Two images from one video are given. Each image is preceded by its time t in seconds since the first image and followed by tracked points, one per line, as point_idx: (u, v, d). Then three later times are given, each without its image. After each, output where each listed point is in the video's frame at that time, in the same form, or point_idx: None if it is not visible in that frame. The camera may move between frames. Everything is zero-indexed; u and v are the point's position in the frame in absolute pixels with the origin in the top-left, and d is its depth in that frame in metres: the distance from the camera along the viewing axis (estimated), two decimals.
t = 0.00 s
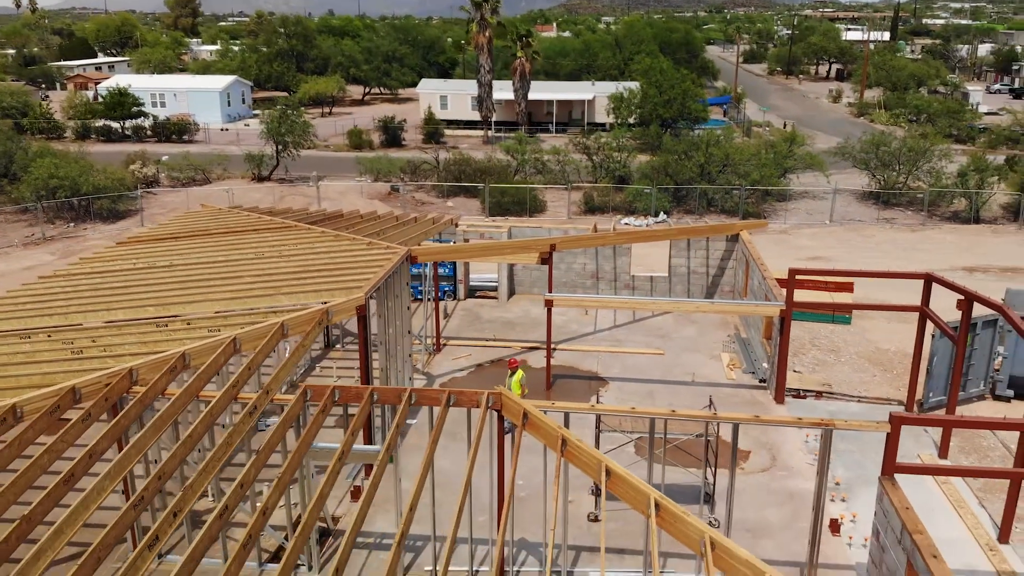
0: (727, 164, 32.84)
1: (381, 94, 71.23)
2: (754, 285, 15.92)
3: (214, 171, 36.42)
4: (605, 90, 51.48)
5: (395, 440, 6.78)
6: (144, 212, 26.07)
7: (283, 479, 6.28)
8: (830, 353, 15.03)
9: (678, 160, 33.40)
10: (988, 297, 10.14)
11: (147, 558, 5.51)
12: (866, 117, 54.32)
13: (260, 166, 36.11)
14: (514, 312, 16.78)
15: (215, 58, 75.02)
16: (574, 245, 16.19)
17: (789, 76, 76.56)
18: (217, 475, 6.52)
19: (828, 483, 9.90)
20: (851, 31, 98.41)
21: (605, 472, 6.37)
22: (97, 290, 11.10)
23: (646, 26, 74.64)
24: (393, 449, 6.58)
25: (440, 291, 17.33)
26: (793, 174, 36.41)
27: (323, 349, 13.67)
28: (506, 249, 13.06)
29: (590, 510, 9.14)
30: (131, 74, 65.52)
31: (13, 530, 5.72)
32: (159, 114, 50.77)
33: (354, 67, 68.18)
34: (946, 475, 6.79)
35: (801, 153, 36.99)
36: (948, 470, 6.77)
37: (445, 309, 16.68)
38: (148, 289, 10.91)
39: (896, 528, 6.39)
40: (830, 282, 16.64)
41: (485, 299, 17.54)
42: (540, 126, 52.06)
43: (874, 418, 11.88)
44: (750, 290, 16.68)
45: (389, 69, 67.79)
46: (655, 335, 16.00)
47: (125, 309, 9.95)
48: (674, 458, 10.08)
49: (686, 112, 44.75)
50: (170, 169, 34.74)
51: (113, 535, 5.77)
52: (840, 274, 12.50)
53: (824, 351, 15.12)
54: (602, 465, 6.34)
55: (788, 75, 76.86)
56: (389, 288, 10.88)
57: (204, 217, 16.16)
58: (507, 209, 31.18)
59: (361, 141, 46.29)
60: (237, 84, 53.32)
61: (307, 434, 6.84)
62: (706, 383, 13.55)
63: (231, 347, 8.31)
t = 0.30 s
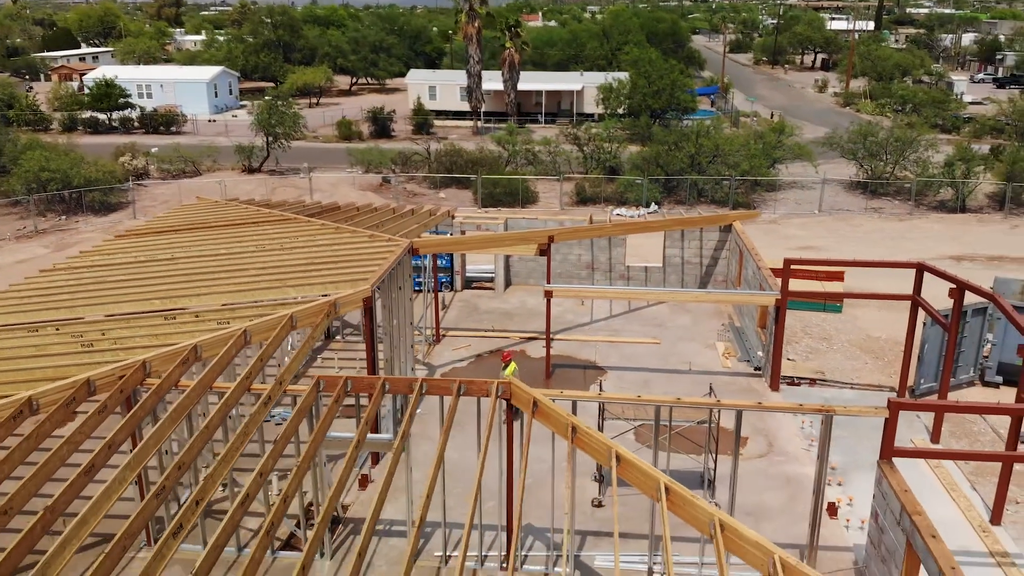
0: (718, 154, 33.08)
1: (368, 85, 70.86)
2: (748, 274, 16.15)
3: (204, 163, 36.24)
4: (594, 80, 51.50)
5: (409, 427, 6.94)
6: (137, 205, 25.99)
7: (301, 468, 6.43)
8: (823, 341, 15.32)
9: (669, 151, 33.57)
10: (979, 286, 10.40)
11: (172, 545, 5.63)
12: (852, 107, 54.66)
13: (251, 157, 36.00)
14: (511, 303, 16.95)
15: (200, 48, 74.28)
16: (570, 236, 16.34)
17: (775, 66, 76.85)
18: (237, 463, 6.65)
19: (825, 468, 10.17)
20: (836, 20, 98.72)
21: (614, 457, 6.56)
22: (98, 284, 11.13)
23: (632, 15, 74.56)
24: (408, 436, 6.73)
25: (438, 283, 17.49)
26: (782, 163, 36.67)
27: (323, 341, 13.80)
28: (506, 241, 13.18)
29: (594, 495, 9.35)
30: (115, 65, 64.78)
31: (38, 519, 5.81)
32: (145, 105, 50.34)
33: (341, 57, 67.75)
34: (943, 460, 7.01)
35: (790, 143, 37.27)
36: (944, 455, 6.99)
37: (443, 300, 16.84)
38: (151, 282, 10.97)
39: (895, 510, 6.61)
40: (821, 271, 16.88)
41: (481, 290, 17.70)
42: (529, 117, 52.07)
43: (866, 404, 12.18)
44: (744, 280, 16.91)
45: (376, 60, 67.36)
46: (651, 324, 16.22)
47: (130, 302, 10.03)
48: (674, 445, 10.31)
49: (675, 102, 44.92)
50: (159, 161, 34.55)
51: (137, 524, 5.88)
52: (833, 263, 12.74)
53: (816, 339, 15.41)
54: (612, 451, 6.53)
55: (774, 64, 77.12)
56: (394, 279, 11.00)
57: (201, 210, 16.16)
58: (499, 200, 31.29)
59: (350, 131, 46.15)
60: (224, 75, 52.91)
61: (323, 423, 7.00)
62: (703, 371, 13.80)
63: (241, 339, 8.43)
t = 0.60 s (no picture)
0: (708, 144, 33.28)
1: (355, 74, 70.44)
2: (742, 263, 16.39)
3: (193, 155, 36.06)
4: (583, 71, 51.49)
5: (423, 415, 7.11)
6: (129, 197, 25.91)
7: (320, 457, 6.59)
8: (816, 329, 15.59)
9: (659, 141, 33.74)
10: (970, 275, 10.65)
11: (198, 533, 5.77)
12: (838, 96, 54.94)
13: (241, 149, 35.87)
14: (509, 294, 17.10)
15: (185, 39, 73.51)
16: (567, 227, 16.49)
17: (761, 56, 77.04)
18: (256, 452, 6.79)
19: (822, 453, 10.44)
20: (821, 9, 98.98)
21: (624, 444, 6.76)
22: (102, 278, 11.17)
23: (620, 5, 74.42)
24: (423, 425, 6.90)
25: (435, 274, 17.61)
26: (770, 153, 36.91)
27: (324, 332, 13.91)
28: (506, 232, 13.29)
29: (598, 480, 9.57)
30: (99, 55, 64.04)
31: (63, 510, 5.91)
32: (132, 96, 49.91)
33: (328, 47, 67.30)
34: (940, 443, 7.25)
35: (779, 133, 37.53)
36: (941, 439, 7.24)
37: (441, 292, 16.98)
38: (156, 275, 11.03)
39: (895, 492, 6.84)
40: (813, 260, 17.13)
41: (478, 281, 17.85)
42: (518, 107, 51.96)
43: (860, 390, 12.46)
44: (737, 269, 17.14)
45: (363, 49, 66.91)
46: (646, 314, 16.43)
47: (137, 295, 10.10)
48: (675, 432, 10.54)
49: (664, 92, 45.02)
50: (149, 153, 34.36)
51: (162, 513, 6.01)
52: (827, 253, 12.95)
53: (809, 327, 15.68)
54: (623, 437, 6.72)
55: (760, 54, 77.30)
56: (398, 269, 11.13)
57: (199, 203, 16.18)
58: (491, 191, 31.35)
59: (339, 122, 45.99)
60: (211, 66, 52.53)
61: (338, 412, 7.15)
62: (699, 359, 14.04)
63: (252, 331, 8.56)
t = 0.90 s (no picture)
0: (698, 135, 33.49)
1: (342, 64, 70.03)
2: (736, 253, 16.62)
3: (183, 146, 35.90)
4: (571, 61, 51.51)
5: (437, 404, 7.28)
6: (122, 189, 25.84)
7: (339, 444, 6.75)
8: (809, 317, 15.85)
9: (650, 132, 33.90)
10: (962, 263, 10.91)
11: (223, 520, 5.91)
12: (824, 86, 55.24)
13: (232, 140, 35.74)
14: (506, 284, 17.26)
15: (169, 28, 72.76)
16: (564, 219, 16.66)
17: (747, 45, 77.25)
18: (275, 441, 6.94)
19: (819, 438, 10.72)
20: None
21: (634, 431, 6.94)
22: (107, 271, 11.22)
23: None
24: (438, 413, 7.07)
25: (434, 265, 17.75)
26: (759, 143, 37.18)
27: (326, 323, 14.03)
28: (506, 224, 13.38)
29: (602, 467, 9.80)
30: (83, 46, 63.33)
31: (90, 499, 6.02)
32: (118, 87, 49.49)
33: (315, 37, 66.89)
34: (936, 428, 7.50)
35: (768, 123, 37.80)
36: (937, 423, 7.49)
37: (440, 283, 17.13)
38: (161, 268, 11.10)
39: (894, 475, 7.08)
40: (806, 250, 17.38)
41: (475, 272, 18.00)
42: (507, 97, 51.90)
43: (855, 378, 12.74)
44: (732, 259, 17.37)
45: (350, 39, 66.45)
46: (642, 303, 16.65)
47: (144, 288, 10.18)
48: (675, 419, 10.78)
49: (654, 83, 45.14)
50: (139, 144, 34.17)
51: (186, 501, 6.14)
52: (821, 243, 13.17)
53: (802, 315, 15.94)
54: (633, 424, 6.90)
55: (746, 44, 77.52)
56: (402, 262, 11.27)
57: (196, 195, 16.20)
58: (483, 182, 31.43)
59: (328, 113, 45.86)
60: (198, 56, 52.14)
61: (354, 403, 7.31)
62: (696, 347, 14.28)
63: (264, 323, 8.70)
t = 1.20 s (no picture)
0: (689, 126, 33.66)
1: (328, 55, 69.51)
2: (731, 243, 16.84)
3: (173, 138, 35.67)
4: (560, 51, 51.46)
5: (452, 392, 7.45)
6: (114, 182, 25.71)
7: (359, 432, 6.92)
8: (803, 305, 16.11)
9: (641, 123, 34.03)
10: (956, 253, 11.16)
11: (249, 507, 6.06)
12: (811, 75, 55.39)
13: (222, 132, 35.56)
14: (504, 275, 17.41)
15: (152, 19, 71.92)
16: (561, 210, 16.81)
17: (733, 34, 77.34)
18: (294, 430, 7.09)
19: (816, 423, 11.01)
20: None
21: (645, 418, 7.13)
22: (112, 264, 11.27)
23: None
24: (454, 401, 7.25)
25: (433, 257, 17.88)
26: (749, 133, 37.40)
27: (327, 315, 14.15)
28: (505, 216, 13.49)
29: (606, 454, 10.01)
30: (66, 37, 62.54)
31: (116, 490, 6.12)
32: (104, 78, 49.00)
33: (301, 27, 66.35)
34: (934, 412, 7.74)
35: (757, 113, 38.02)
36: (936, 407, 7.73)
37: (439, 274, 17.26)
38: (166, 260, 11.17)
39: (895, 458, 7.33)
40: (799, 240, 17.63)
41: (473, 263, 18.13)
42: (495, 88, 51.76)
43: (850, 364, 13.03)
44: (726, 249, 17.59)
45: (336, 29, 65.90)
46: (639, 293, 16.86)
47: (151, 281, 10.25)
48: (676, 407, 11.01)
49: (643, 73, 45.19)
50: (128, 137, 33.93)
51: (212, 490, 6.28)
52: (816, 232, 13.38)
53: (796, 304, 16.21)
54: (643, 412, 7.10)
55: (731, 33, 77.60)
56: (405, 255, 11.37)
57: (195, 188, 16.21)
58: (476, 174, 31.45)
59: (317, 104, 45.63)
60: (184, 47, 51.68)
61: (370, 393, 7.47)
62: (693, 336, 14.51)
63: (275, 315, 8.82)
